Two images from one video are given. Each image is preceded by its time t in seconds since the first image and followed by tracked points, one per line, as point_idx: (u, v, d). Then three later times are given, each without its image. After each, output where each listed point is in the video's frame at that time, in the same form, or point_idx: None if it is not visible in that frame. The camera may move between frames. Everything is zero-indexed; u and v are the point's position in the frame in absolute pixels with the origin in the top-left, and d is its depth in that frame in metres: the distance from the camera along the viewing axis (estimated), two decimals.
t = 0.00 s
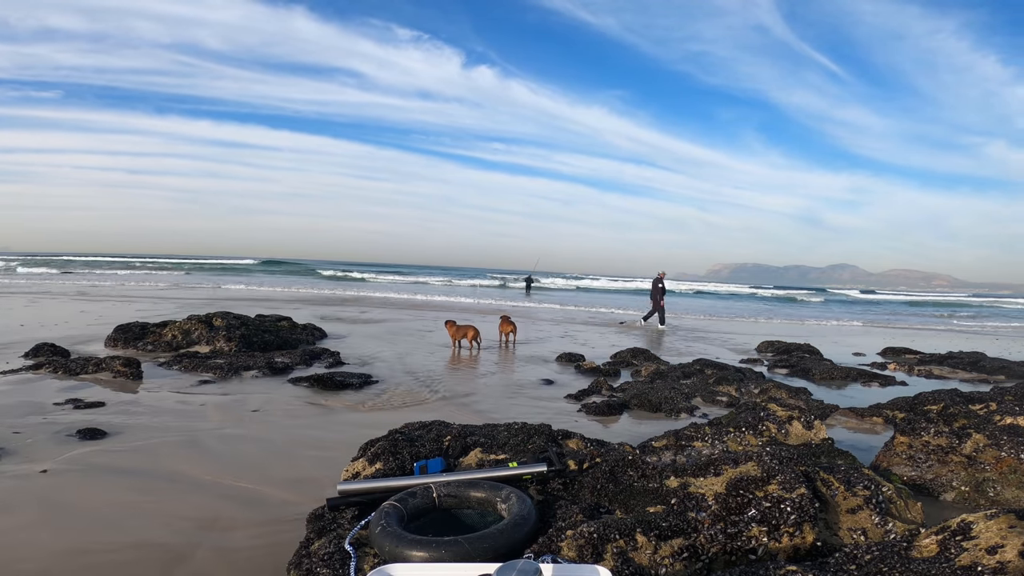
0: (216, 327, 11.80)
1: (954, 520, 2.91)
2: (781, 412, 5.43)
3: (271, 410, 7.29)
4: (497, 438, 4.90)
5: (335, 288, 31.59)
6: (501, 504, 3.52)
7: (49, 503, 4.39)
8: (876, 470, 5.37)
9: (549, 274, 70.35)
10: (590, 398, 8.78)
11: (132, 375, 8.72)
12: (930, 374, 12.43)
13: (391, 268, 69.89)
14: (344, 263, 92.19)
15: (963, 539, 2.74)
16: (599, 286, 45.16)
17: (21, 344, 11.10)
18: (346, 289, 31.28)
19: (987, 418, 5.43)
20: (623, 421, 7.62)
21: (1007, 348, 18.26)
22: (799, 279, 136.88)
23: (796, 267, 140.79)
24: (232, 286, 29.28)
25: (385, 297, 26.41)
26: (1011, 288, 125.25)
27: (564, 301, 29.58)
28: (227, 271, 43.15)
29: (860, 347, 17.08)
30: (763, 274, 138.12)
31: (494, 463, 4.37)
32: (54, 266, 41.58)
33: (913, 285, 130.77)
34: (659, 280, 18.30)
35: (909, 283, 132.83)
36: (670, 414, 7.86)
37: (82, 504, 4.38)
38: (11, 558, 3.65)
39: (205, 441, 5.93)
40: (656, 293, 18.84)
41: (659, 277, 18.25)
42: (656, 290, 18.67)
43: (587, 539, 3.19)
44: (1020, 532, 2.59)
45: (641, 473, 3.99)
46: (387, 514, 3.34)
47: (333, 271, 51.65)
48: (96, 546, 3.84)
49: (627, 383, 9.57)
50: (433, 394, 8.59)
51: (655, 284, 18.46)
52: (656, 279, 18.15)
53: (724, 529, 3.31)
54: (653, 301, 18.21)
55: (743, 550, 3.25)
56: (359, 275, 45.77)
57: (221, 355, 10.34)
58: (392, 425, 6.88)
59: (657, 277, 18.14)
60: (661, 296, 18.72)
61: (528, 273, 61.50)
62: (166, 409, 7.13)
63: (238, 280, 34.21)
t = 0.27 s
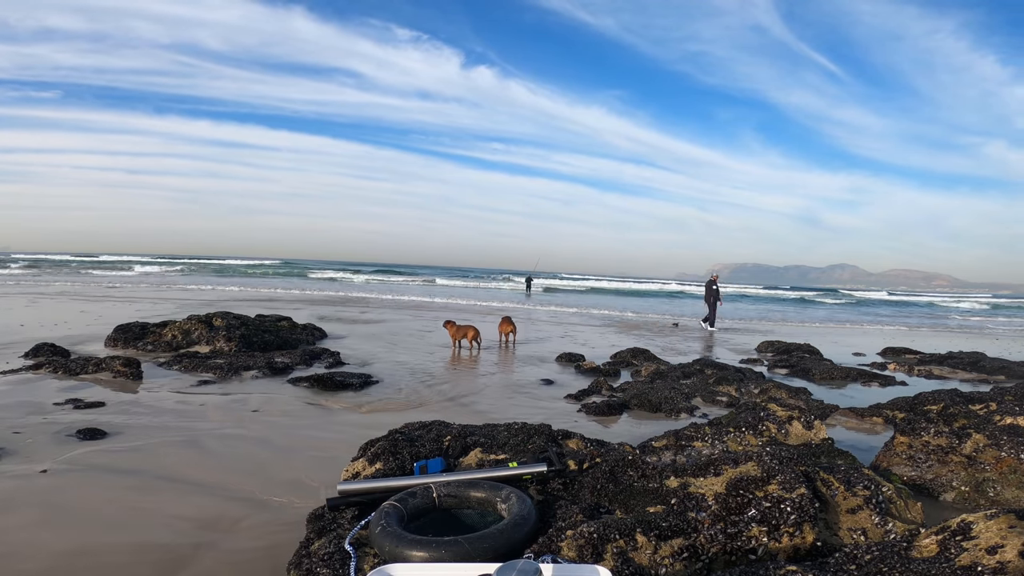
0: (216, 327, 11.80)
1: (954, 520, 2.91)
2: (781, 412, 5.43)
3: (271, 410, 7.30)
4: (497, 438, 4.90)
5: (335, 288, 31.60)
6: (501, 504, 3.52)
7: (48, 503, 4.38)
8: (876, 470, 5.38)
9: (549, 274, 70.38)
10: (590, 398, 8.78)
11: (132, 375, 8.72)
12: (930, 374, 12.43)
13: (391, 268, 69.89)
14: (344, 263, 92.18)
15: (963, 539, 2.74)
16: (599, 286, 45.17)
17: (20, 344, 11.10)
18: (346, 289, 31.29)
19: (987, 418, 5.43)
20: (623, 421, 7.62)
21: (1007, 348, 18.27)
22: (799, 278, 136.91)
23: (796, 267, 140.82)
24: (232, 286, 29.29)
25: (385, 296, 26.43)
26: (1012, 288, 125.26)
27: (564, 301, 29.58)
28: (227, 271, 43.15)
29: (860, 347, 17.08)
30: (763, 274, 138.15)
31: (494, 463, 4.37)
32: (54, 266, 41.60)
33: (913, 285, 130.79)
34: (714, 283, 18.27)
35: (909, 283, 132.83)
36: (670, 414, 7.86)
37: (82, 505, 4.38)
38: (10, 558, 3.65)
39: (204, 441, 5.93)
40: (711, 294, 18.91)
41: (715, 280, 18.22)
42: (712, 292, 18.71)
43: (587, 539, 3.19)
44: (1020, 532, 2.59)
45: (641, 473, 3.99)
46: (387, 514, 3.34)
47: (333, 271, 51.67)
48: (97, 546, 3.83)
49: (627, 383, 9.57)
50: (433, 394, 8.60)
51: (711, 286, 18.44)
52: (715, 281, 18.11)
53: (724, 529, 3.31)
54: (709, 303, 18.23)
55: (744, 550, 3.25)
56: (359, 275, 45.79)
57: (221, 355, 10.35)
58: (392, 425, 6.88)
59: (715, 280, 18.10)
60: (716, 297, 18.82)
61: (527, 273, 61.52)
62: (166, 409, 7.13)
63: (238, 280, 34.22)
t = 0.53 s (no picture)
0: (216, 327, 11.80)
1: (954, 520, 2.91)
2: (781, 412, 5.43)
3: (271, 410, 7.30)
4: (497, 438, 4.90)
5: (335, 288, 31.62)
6: (501, 504, 3.52)
7: (48, 503, 4.38)
8: (876, 470, 5.38)
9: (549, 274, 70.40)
10: (590, 398, 8.79)
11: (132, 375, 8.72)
12: (930, 374, 12.44)
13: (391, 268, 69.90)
14: (344, 263, 92.17)
15: (963, 539, 2.74)
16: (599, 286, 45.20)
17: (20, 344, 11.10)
18: (346, 289, 31.30)
19: (987, 418, 5.43)
20: (624, 421, 7.63)
21: (1007, 348, 18.28)
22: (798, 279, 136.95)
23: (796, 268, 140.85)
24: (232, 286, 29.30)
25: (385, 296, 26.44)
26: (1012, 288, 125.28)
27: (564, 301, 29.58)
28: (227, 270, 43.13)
29: (860, 347, 17.09)
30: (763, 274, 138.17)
31: (494, 463, 4.37)
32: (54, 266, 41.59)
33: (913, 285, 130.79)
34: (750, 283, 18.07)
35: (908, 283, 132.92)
36: (670, 414, 7.86)
37: (82, 505, 4.38)
38: (10, 558, 3.65)
39: (204, 441, 5.93)
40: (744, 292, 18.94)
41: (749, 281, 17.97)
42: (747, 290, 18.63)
43: (587, 539, 3.19)
44: (1020, 532, 2.59)
45: (641, 473, 3.99)
46: (387, 514, 3.34)
47: (333, 271, 51.69)
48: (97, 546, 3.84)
49: (627, 383, 9.57)
50: (433, 394, 8.62)
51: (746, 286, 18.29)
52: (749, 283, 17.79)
53: (724, 529, 3.31)
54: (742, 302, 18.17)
55: (743, 550, 3.26)
56: (359, 275, 45.79)
57: (221, 355, 10.35)
58: (392, 425, 6.89)
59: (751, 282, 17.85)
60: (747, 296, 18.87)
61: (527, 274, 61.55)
62: (166, 409, 7.13)
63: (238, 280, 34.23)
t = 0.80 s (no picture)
0: (216, 327, 11.80)
1: (954, 520, 2.91)
2: (781, 412, 5.43)
3: (271, 410, 7.30)
4: (497, 438, 4.90)
5: (335, 288, 31.62)
6: (501, 504, 3.52)
7: (48, 503, 4.38)
8: (876, 470, 5.38)
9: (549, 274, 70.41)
10: (590, 399, 8.78)
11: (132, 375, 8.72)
12: (930, 374, 12.43)
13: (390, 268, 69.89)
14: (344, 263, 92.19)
15: (963, 539, 2.74)
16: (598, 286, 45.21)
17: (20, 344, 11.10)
18: (346, 289, 31.29)
19: (987, 418, 5.43)
20: (623, 421, 7.63)
21: (1007, 348, 18.28)
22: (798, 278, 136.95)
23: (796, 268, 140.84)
24: (232, 286, 29.29)
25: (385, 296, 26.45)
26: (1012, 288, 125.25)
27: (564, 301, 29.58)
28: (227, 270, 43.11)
29: (859, 347, 17.09)
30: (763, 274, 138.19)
31: (494, 463, 4.37)
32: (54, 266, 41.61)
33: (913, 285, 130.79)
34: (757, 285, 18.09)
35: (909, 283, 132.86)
36: (670, 415, 7.86)
37: (82, 505, 4.38)
38: (11, 558, 3.65)
39: (204, 441, 5.93)
40: (755, 292, 18.88)
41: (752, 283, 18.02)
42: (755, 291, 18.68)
43: (587, 539, 3.19)
44: (1020, 532, 2.59)
45: (641, 473, 3.99)
46: (387, 514, 3.34)
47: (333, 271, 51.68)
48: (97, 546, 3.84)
49: (627, 383, 9.57)
50: (432, 394, 8.62)
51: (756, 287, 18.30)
52: (756, 283, 17.77)
53: (724, 529, 3.31)
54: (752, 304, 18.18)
55: (743, 550, 3.26)
56: (359, 275, 45.77)
57: (221, 355, 10.35)
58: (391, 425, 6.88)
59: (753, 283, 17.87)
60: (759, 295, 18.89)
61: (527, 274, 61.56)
62: (166, 409, 7.13)
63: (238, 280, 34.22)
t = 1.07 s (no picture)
0: (216, 327, 11.80)
1: (954, 520, 2.91)
2: (781, 412, 5.44)
3: (270, 411, 7.29)
4: (497, 438, 4.91)
5: (335, 288, 31.62)
6: (501, 504, 3.52)
7: (49, 503, 4.38)
8: (876, 471, 5.38)
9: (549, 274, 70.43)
10: (590, 399, 8.78)
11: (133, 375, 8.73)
12: (930, 374, 12.43)
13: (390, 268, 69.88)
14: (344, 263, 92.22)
15: (963, 539, 2.74)
16: (598, 287, 45.22)
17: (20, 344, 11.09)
18: (346, 289, 31.30)
19: (987, 418, 5.43)
20: (623, 421, 7.63)
21: (1007, 348, 18.29)
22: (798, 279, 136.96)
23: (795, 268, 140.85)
24: (232, 286, 29.30)
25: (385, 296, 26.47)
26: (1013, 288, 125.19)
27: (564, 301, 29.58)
28: (228, 270, 43.12)
29: (859, 347, 17.09)
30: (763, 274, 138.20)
31: (494, 463, 4.37)
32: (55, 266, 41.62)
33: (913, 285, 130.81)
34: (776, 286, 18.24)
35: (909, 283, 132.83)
36: (670, 415, 7.86)
37: (81, 505, 4.37)
38: (11, 558, 3.65)
39: (204, 441, 5.93)
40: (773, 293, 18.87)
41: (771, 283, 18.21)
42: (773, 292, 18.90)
43: (587, 539, 3.19)
44: (1020, 532, 2.59)
45: (641, 473, 3.99)
46: (387, 514, 3.34)
47: (332, 271, 51.68)
48: (98, 546, 3.84)
49: (627, 383, 9.57)
50: (432, 394, 8.61)
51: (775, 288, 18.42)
52: (774, 283, 17.97)
53: (725, 529, 3.31)
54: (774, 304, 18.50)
55: (743, 550, 3.26)
56: (359, 275, 45.75)
57: (221, 356, 10.35)
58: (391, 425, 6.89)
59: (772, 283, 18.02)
60: (776, 295, 19.03)
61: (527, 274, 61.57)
62: (166, 409, 7.13)
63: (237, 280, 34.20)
